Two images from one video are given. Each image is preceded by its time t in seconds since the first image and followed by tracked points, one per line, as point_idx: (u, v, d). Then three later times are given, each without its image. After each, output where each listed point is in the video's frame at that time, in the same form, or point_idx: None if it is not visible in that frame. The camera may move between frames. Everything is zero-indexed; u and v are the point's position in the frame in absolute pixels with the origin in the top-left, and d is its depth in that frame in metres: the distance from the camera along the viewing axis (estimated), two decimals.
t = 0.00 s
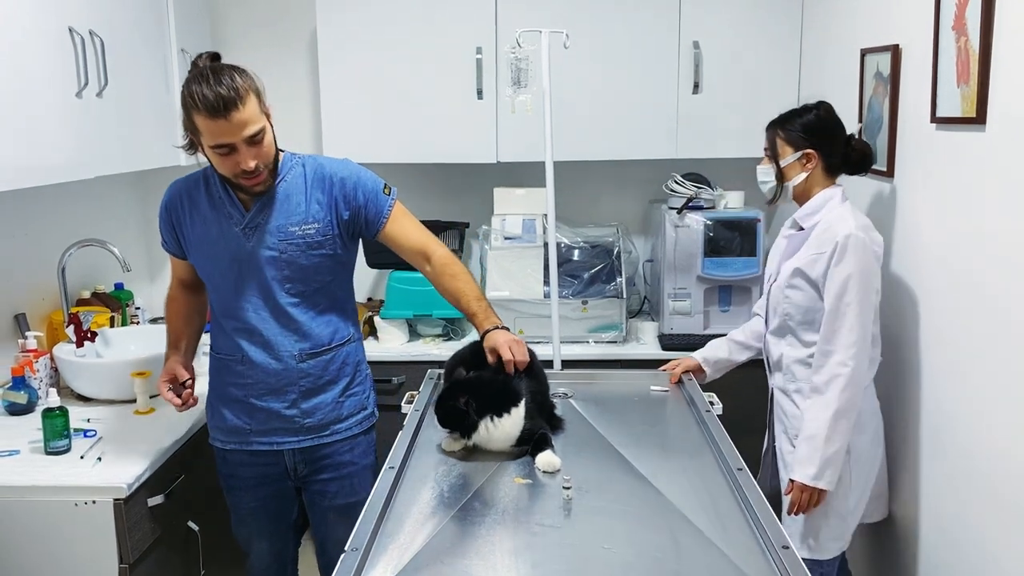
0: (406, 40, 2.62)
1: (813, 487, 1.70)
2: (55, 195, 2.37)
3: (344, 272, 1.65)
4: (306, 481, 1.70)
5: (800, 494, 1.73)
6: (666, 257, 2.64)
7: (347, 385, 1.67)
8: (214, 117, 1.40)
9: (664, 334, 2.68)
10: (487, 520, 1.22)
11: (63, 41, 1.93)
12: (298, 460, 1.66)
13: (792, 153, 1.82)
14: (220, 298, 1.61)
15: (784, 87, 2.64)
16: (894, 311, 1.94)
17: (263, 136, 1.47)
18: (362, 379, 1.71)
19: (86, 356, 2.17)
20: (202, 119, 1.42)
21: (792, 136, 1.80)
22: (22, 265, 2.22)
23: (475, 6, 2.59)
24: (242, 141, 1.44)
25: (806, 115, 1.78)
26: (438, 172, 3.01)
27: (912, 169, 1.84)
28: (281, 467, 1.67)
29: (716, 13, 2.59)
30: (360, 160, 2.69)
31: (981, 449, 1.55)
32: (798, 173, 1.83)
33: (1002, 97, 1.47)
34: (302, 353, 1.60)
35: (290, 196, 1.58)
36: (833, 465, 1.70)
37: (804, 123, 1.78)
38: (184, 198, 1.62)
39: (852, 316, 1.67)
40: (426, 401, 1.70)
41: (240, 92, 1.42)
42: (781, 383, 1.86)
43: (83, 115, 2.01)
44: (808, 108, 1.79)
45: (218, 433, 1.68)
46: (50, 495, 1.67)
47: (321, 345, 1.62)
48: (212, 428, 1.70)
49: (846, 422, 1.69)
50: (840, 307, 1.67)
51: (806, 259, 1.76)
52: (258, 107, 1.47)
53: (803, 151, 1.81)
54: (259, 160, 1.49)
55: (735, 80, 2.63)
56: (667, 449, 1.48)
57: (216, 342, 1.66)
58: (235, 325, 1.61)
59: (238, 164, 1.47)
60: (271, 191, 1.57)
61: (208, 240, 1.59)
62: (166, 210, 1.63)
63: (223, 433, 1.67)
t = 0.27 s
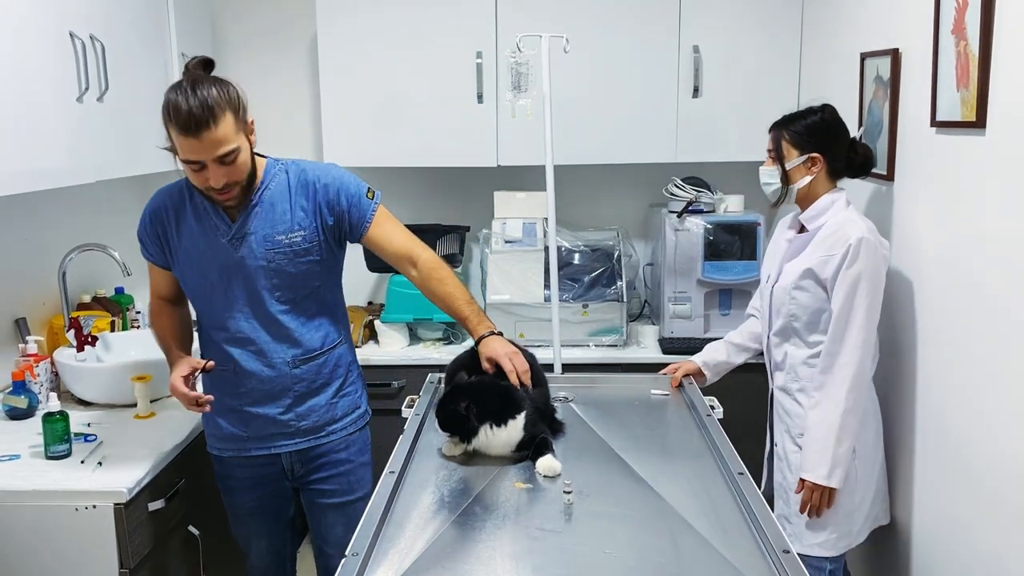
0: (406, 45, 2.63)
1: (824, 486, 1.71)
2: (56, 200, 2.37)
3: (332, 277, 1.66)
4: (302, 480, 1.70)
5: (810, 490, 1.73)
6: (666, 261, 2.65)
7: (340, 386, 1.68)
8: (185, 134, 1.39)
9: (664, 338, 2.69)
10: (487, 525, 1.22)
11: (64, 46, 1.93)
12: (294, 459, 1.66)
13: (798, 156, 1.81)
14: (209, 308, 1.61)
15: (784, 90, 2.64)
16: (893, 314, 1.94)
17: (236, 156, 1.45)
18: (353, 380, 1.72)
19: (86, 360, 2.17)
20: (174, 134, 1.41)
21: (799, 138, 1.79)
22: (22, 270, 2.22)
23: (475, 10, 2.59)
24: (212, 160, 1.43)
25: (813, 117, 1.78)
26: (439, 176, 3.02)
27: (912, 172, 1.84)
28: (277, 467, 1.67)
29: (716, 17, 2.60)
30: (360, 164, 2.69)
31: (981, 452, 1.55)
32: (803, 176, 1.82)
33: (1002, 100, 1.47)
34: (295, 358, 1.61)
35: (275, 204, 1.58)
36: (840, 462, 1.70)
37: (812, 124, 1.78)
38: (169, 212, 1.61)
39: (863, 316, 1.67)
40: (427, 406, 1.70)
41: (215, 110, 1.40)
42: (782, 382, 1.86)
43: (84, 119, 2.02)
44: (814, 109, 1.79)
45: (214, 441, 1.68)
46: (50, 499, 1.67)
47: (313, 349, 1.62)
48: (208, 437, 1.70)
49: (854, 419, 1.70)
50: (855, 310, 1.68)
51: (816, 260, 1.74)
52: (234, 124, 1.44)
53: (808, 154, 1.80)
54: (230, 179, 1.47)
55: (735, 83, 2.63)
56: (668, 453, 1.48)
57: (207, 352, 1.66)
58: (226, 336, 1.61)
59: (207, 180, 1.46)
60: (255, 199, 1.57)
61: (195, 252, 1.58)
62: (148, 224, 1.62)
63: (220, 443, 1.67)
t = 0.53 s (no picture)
0: (405, 48, 2.63)
1: (835, 492, 1.71)
2: (55, 204, 2.38)
3: (327, 281, 1.66)
4: (293, 486, 1.69)
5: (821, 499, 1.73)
6: (665, 264, 2.65)
7: (330, 393, 1.67)
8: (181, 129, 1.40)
9: (664, 341, 2.69)
10: (486, 529, 1.21)
11: (63, 50, 1.93)
12: (284, 465, 1.66)
13: (793, 160, 1.80)
14: (203, 308, 1.61)
15: (783, 94, 2.64)
16: (891, 317, 1.94)
17: (232, 154, 1.46)
18: (345, 387, 1.72)
19: (85, 364, 2.17)
20: (172, 129, 1.42)
21: (795, 142, 1.78)
22: (21, 274, 2.21)
23: (474, 14, 2.59)
24: (207, 156, 1.44)
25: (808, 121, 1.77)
26: (438, 179, 3.02)
27: (911, 175, 1.85)
28: (267, 473, 1.66)
29: (715, 20, 2.60)
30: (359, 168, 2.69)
31: (981, 454, 1.55)
32: (799, 181, 1.82)
33: (1000, 104, 1.47)
34: (286, 361, 1.61)
35: (272, 204, 1.58)
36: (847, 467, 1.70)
37: (807, 128, 1.77)
38: (167, 210, 1.61)
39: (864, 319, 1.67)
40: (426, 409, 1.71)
41: (213, 108, 1.41)
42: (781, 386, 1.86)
43: (83, 123, 2.02)
44: (808, 112, 1.78)
45: (204, 445, 1.68)
46: (48, 503, 1.67)
47: (305, 353, 1.62)
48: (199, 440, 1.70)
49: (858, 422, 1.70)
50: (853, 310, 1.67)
51: (812, 264, 1.74)
52: (232, 123, 1.45)
53: (804, 159, 1.79)
54: (225, 176, 1.48)
55: (733, 87, 2.63)
56: (666, 457, 1.48)
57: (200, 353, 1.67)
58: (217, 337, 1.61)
59: (201, 177, 1.47)
60: (252, 200, 1.57)
61: (191, 251, 1.59)
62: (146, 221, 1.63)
63: (210, 446, 1.67)
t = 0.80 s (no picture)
0: (404, 51, 2.63)
1: (836, 506, 1.70)
2: (53, 207, 2.37)
3: (325, 284, 1.66)
4: (291, 493, 1.69)
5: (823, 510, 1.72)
6: (664, 267, 2.65)
7: (328, 398, 1.67)
8: (210, 119, 1.42)
9: (662, 344, 2.70)
10: (485, 532, 1.21)
11: (62, 53, 1.93)
12: (282, 473, 1.66)
13: (789, 164, 1.80)
14: (201, 310, 1.61)
15: (781, 97, 2.65)
16: (889, 321, 1.94)
17: (256, 144, 1.49)
18: (343, 393, 1.71)
19: (83, 368, 2.17)
20: (197, 122, 1.43)
21: (791, 147, 1.78)
22: (19, 277, 2.21)
23: (472, 18, 2.60)
24: (235, 145, 1.45)
25: (804, 125, 1.77)
26: (436, 183, 3.02)
27: (908, 179, 1.85)
28: (266, 480, 1.66)
29: (712, 24, 2.60)
30: (358, 171, 2.69)
31: (979, 457, 1.55)
32: (795, 186, 1.82)
33: (996, 108, 1.48)
34: (282, 364, 1.61)
35: (271, 206, 1.60)
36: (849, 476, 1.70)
37: (803, 133, 1.77)
38: (166, 212, 1.62)
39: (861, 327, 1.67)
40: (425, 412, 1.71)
41: (237, 97, 1.45)
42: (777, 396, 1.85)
43: (81, 126, 2.02)
44: (804, 117, 1.78)
45: (200, 449, 1.67)
46: (46, 508, 1.67)
47: (302, 356, 1.62)
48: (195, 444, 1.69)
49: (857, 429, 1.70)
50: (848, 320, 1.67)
51: (806, 272, 1.74)
52: (253, 114, 1.49)
53: (801, 164, 1.80)
54: (250, 166, 1.50)
55: (731, 90, 2.64)
56: (665, 460, 1.48)
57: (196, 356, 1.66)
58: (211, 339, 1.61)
59: (228, 169, 1.48)
60: (253, 202, 1.58)
61: (189, 252, 1.59)
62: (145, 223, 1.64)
63: (206, 449, 1.67)
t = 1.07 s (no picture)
0: (402, 54, 2.63)
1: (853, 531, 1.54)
2: (50, 211, 2.37)
3: (325, 288, 1.66)
4: (291, 496, 1.69)
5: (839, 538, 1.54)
6: (662, 269, 2.65)
7: (329, 401, 1.67)
8: (213, 121, 1.42)
9: (660, 346, 2.69)
10: (483, 535, 1.21)
11: (59, 57, 1.93)
12: (283, 476, 1.66)
13: (796, 169, 1.73)
14: (202, 315, 1.61)
15: (778, 99, 2.65)
16: (888, 322, 1.94)
17: (257, 146, 1.49)
18: (344, 395, 1.71)
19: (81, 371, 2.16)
20: (199, 124, 1.43)
21: (799, 151, 1.71)
22: (17, 280, 2.21)
23: (470, 21, 2.60)
24: (238, 147, 1.46)
25: (814, 129, 1.69)
26: (435, 185, 3.02)
27: (906, 181, 1.85)
28: (266, 483, 1.66)
29: (710, 26, 2.61)
30: (356, 174, 2.69)
31: (978, 458, 1.55)
32: (802, 191, 1.75)
33: (994, 110, 1.48)
34: (284, 368, 1.60)
35: (271, 209, 1.59)
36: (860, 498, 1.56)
37: (813, 137, 1.70)
38: (165, 216, 1.62)
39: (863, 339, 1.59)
40: (422, 414, 1.70)
41: (239, 100, 1.45)
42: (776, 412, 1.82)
43: (79, 129, 2.02)
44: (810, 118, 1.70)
45: (202, 453, 1.67)
46: (45, 512, 1.66)
47: (303, 359, 1.62)
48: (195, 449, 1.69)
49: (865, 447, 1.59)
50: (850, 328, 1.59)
51: (804, 282, 1.70)
52: (253, 117, 1.49)
53: (808, 169, 1.73)
54: (252, 169, 1.50)
55: (729, 93, 2.64)
56: (666, 463, 1.47)
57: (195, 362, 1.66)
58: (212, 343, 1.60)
59: (230, 172, 1.47)
60: (252, 206, 1.58)
61: (189, 257, 1.59)
62: (144, 227, 1.64)
63: (207, 454, 1.66)
